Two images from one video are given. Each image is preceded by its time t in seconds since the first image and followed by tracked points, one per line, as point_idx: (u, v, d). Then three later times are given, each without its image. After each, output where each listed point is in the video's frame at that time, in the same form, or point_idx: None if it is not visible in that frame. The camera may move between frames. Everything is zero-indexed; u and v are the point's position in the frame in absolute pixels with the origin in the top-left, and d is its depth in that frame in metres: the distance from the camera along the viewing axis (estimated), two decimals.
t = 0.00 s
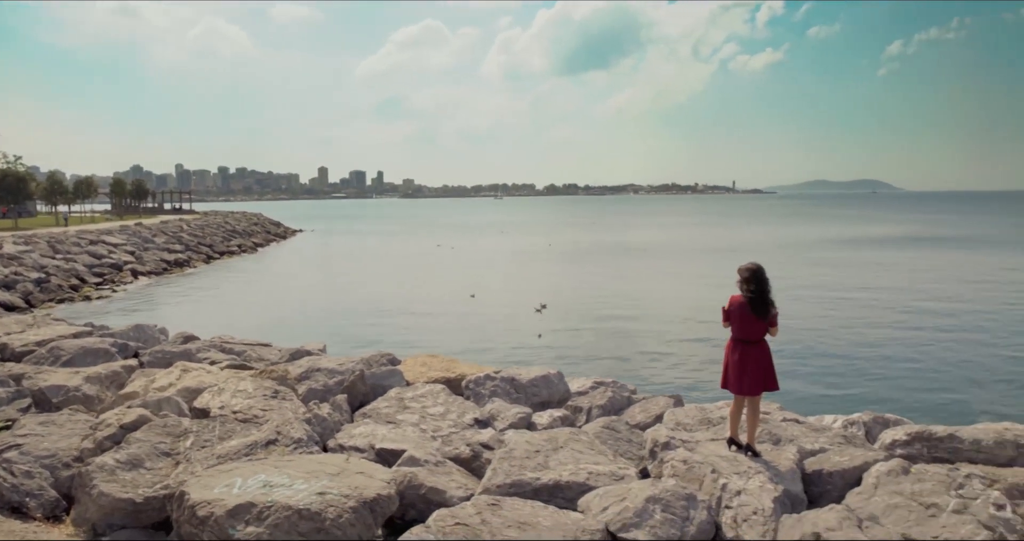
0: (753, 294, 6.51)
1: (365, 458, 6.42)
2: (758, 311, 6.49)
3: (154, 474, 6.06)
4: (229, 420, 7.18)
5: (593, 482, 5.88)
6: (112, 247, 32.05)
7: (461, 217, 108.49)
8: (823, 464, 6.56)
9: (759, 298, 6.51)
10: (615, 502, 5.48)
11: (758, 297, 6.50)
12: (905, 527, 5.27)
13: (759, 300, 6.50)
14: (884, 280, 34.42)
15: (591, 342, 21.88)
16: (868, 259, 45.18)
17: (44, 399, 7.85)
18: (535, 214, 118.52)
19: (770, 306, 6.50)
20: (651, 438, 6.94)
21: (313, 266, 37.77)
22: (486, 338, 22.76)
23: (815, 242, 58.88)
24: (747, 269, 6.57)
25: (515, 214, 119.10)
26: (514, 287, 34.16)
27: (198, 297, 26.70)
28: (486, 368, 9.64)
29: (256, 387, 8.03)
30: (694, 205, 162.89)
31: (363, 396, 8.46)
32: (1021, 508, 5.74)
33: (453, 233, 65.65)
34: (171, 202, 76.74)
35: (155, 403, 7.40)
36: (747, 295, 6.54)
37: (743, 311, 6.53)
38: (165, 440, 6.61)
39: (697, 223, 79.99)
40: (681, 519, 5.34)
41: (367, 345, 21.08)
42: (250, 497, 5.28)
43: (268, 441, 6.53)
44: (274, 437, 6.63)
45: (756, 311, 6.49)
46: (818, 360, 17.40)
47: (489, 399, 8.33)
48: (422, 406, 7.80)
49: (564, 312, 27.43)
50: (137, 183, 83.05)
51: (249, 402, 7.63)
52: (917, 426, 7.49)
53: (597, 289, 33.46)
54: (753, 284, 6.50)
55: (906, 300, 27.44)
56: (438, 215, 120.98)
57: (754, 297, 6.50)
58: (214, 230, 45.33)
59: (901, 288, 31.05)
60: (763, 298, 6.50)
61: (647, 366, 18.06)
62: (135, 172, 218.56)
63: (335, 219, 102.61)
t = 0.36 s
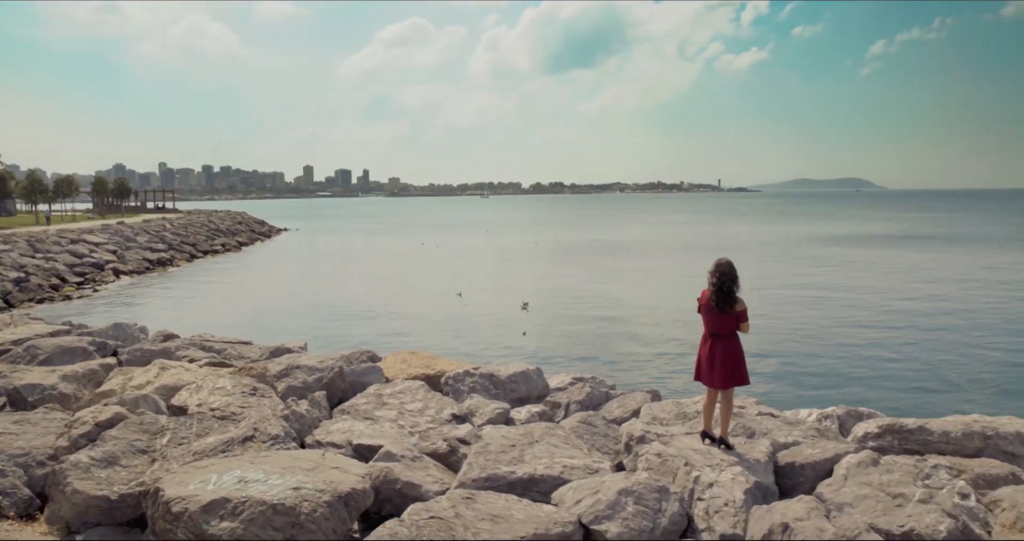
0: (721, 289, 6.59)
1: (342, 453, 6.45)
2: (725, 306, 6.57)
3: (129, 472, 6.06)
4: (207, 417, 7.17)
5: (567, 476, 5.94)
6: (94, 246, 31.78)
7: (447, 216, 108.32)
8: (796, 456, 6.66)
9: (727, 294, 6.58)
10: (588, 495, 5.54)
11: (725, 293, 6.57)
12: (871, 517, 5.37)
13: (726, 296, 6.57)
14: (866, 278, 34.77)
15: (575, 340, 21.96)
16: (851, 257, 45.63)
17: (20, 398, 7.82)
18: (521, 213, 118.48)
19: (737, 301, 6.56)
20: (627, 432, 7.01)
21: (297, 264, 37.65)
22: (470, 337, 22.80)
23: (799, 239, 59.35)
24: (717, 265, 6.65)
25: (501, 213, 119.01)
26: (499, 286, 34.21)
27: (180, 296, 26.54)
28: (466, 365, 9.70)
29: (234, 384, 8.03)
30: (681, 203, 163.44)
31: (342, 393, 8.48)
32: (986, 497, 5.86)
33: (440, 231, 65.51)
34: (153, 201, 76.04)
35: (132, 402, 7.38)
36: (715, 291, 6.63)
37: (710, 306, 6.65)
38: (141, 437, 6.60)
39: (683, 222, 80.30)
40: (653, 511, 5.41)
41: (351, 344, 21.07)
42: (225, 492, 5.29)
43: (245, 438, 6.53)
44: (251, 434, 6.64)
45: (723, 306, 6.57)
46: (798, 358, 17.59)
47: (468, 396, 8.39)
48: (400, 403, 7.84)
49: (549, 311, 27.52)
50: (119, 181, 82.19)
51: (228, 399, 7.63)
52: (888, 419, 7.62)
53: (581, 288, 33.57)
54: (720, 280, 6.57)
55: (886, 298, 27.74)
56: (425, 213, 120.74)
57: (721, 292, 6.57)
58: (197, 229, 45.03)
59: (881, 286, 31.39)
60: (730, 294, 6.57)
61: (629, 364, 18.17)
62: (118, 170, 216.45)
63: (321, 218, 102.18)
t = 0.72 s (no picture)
0: (692, 284, 6.67)
1: (321, 450, 6.48)
2: (695, 300, 6.65)
3: (107, 470, 6.05)
4: (187, 416, 7.17)
5: (544, 470, 6.00)
6: (78, 247, 31.59)
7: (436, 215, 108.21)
8: (772, 451, 6.74)
9: (699, 290, 6.66)
10: (564, 489, 5.60)
11: (696, 289, 6.65)
12: (843, 510, 5.46)
13: (697, 292, 6.66)
14: (851, 278, 35.04)
15: (561, 339, 22.06)
16: (837, 256, 45.98)
17: None
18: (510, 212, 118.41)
19: (706, 296, 6.62)
20: (605, 428, 7.07)
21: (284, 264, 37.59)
22: (457, 336, 22.86)
23: (787, 239, 59.70)
24: (690, 261, 6.75)
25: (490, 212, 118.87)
26: (487, 285, 34.27)
27: (166, 297, 26.44)
28: (448, 363, 9.74)
29: (215, 383, 8.03)
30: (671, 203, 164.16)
31: (324, 390, 8.51)
32: (956, 489, 5.96)
33: (428, 232, 65.39)
34: (139, 201, 75.50)
35: (112, 400, 7.38)
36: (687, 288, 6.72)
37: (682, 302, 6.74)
38: (120, 435, 6.60)
39: (671, 221, 80.61)
40: (628, 505, 5.47)
41: (337, 344, 21.06)
42: (202, 489, 5.31)
43: (224, 435, 6.55)
44: (231, 432, 6.64)
45: (694, 301, 6.65)
46: (782, 358, 17.74)
47: (449, 393, 8.43)
48: (381, 400, 7.86)
49: (535, 310, 27.61)
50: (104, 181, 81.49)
51: (208, 397, 7.64)
52: (864, 413, 7.73)
53: (569, 287, 33.65)
54: (690, 275, 6.66)
55: (870, 298, 28.01)
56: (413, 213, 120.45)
57: (693, 288, 6.65)
58: (183, 229, 44.80)
59: (865, 285, 31.69)
60: (701, 289, 6.65)
61: (615, 363, 18.26)
62: (105, 170, 214.98)
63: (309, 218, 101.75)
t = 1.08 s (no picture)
0: (659, 278, 6.80)
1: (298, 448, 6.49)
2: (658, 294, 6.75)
3: (82, 469, 6.04)
4: (164, 414, 7.16)
5: (519, 466, 6.05)
6: (60, 247, 31.35)
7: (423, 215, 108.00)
8: (745, 446, 6.83)
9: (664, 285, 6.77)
10: (537, 484, 5.65)
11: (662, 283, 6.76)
12: (812, 502, 5.56)
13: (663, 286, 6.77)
14: (833, 276, 35.33)
15: (545, 339, 22.13)
16: (821, 255, 46.35)
17: None
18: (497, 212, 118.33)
19: (667, 289, 6.72)
20: (581, 424, 7.13)
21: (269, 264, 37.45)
22: (441, 336, 22.90)
23: (773, 238, 60.03)
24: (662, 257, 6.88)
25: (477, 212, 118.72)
26: (472, 285, 34.31)
27: (148, 297, 26.29)
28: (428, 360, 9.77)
29: (193, 381, 8.02)
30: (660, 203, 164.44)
31: (303, 389, 8.52)
32: (924, 481, 6.07)
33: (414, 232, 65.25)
34: (123, 202, 74.85)
35: (88, 399, 7.35)
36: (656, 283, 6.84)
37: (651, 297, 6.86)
38: (96, 434, 6.58)
39: (658, 221, 80.90)
40: (601, 499, 5.53)
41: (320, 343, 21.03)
42: (176, 486, 5.32)
43: (201, 433, 6.55)
44: (208, 430, 6.65)
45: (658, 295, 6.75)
46: (764, 356, 17.91)
47: (429, 390, 8.46)
48: (359, 398, 7.89)
49: (520, 310, 27.69)
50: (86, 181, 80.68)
51: (186, 396, 7.63)
52: (837, 409, 7.85)
53: (554, 287, 33.73)
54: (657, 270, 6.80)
55: (852, 296, 28.27)
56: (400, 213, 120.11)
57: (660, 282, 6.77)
58: (167, 229, 44.51)
59: (848, 284, 31.96)
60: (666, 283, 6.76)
61: (598, 362, 18.36)
62: (89, 170, 213.04)
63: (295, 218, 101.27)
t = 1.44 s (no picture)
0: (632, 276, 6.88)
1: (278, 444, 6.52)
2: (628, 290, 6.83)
3: (60, 466, 6.04)
4: (144, 412, 7.15)
5: (498, 461, 6.10)
6: (45, 246, 31.16)
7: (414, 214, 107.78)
8: (723, 441, 6.90)
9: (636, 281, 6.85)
10: (514, 479, 5.69)
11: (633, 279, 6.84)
12: (784, 495, 5.63)
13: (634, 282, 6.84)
14: (820, 275, 35.57)
15: (533, 338, 22.19)
16: (809, 255, 46.64)
17: None
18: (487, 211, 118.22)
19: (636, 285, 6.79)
20: (561, 420, 7.18)
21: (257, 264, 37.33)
22: (428, 336, 22.92)
23: (763, 238, 60.28)
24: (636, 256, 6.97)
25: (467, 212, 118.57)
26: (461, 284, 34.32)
27: (135, 297, 26.17)
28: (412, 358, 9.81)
29: (174, 379, 8.02)
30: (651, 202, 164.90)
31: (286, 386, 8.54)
32: (897, 474, 6.16)
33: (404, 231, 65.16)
34: (110, 201, 74.35)
35: (68, 397, 7.34)
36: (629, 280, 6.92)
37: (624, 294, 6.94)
38: (75, 432, 6.57)
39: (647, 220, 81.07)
40: (577, 493, 5.58)
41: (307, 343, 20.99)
42: (154, 482, 5.33)
43: (181, 431, 6.55)
44: (187, 427, 6.65)
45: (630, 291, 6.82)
46: (749, 355, 18.03)
47: (411, 387, 8.51)
48: (340, 395, 7.91)
49: (509, 309, 27.74)
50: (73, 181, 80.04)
51: (167, 393, 7.62)
52: (815, 404, 7.93)
53: (543, 286, 33.79)
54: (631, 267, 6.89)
55: (838, 296, 28.47)
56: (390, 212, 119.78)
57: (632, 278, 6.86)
58: (154, 229, 44.26)
59: (834, 284, 32.19)
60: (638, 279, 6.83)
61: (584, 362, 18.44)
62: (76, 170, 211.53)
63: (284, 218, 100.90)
